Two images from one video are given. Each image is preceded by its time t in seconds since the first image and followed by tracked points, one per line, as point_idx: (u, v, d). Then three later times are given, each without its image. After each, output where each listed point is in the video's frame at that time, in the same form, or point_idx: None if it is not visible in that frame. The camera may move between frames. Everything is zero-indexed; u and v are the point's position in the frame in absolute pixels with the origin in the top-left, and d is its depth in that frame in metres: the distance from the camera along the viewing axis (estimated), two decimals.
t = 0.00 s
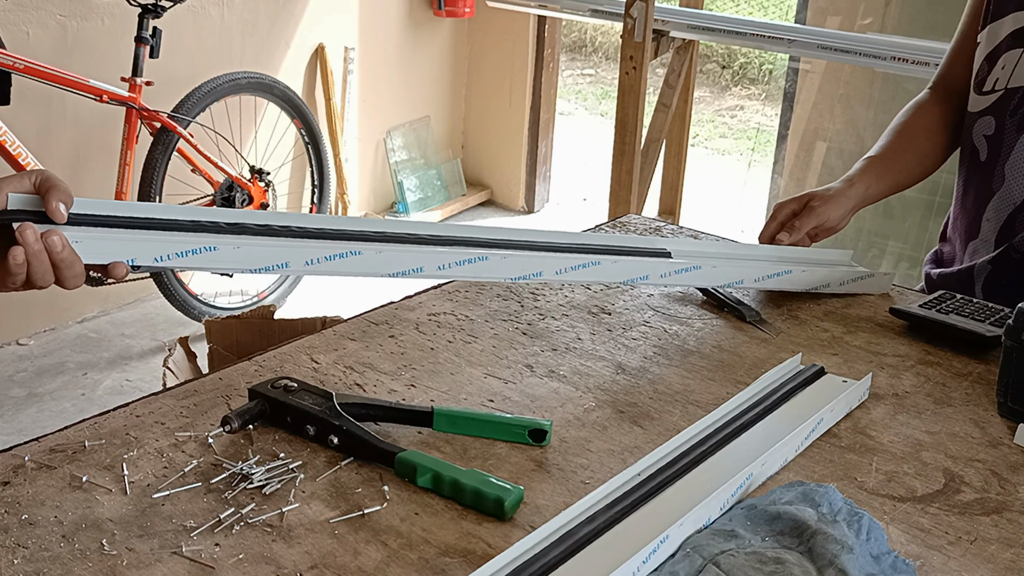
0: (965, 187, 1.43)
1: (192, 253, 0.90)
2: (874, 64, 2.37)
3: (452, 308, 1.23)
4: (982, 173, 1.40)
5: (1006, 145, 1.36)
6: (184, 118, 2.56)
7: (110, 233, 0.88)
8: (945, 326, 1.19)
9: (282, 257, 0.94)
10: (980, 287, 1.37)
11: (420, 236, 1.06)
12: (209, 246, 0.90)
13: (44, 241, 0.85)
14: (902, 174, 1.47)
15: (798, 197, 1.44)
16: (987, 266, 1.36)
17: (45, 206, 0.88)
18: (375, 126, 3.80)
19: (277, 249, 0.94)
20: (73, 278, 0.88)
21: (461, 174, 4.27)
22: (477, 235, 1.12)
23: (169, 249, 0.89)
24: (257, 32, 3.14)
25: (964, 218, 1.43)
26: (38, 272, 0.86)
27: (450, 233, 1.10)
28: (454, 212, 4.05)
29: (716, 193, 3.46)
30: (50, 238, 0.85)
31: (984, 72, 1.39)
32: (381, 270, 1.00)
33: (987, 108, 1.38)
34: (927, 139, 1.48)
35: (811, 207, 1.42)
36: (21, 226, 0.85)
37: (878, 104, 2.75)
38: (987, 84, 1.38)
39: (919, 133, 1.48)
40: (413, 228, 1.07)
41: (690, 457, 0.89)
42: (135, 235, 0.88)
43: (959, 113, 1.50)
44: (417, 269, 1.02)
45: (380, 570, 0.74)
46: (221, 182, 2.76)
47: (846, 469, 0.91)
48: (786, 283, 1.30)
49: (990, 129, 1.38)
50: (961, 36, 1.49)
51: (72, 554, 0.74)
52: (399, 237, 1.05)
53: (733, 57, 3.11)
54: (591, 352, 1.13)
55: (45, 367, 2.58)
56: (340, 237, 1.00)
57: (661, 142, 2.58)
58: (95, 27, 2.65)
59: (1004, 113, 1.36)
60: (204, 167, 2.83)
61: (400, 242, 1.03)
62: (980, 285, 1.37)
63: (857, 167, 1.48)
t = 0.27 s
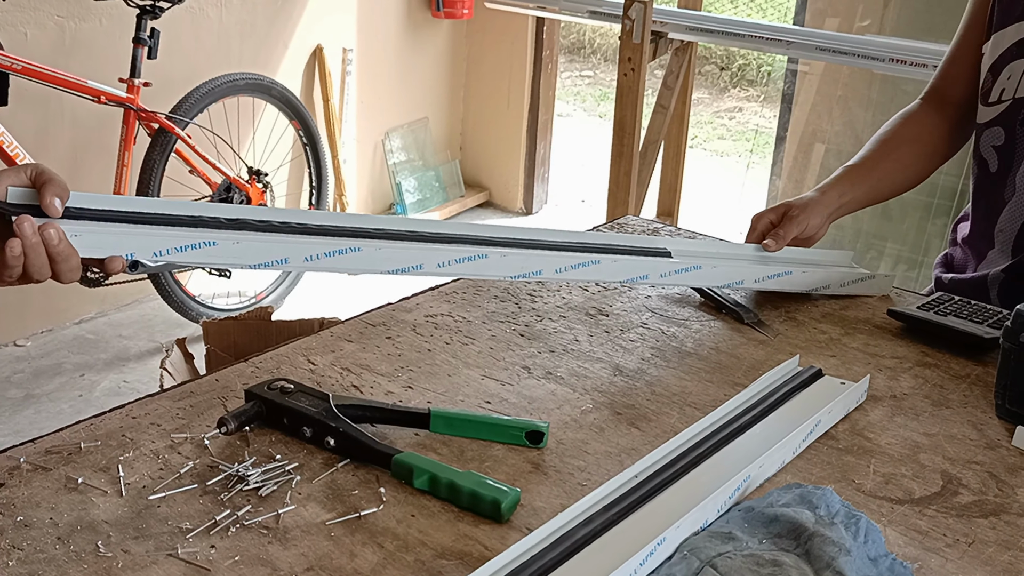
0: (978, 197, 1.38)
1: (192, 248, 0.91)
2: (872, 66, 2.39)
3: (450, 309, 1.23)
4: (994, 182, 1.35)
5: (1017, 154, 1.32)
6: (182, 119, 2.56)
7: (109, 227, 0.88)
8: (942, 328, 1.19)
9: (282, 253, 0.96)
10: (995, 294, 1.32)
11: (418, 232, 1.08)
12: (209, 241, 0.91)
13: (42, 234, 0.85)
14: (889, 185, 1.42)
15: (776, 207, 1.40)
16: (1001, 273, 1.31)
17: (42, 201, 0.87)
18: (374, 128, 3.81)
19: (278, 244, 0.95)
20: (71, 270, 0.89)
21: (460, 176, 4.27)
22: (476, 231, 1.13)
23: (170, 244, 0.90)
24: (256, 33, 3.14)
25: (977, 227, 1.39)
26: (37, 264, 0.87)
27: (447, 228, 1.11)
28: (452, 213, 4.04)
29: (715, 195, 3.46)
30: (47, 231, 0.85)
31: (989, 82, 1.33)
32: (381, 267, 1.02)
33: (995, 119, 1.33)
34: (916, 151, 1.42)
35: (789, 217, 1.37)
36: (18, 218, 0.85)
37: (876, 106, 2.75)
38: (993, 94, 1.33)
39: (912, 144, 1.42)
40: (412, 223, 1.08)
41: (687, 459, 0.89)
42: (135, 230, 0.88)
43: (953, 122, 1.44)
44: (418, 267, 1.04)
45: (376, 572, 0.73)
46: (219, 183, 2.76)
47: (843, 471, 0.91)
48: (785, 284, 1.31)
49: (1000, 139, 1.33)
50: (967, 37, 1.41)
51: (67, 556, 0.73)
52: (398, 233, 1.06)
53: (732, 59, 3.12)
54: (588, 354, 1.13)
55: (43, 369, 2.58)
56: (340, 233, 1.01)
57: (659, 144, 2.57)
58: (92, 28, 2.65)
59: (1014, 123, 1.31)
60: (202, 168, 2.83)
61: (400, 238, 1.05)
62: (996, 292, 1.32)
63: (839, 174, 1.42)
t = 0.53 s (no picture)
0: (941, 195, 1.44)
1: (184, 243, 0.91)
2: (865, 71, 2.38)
3: (444, 316, 1.23)
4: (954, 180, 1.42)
5: (976, 153, 1.38)
6: (178, 125, 2.56)
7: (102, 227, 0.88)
8: (936, 332, 1.19)
9: (274, 244, 0.95)
10: (960, 291, 1.39)
11: (407, 221, 1.07)
12: (202, 236, 0.91)
13: (36, 235, 0.85)
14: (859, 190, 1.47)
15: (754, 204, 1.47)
16: (965, 271, 1.38)
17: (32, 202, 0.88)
18: (370, 135, 3.81)
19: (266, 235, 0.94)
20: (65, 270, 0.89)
21: (456, 181, 4.27)
22: (465, 218, 1.13)
23: (164, 239, 0.90)
24: (252, 39, 3.14)
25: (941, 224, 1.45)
26: (31, 266, 0.87)
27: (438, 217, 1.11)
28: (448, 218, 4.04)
29: (711, 200, 3.47)
30: (41, 232, 0.85)
31: (945, 89, 1.40)
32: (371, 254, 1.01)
33: (956, 123, 1.39)
34: (882, 157, 1.48)
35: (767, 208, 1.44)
36: (11, 220, 0.85)
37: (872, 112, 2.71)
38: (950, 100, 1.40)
39: (876, 153, 1.49)
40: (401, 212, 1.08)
41: (681, 465, 0.89)
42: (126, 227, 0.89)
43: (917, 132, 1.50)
44: (408, 253, 1.03)
45: None
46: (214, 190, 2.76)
47: (837, 476, 0.91)
48: (773, 254, 1.30)
49: (962, 143, 1.39)
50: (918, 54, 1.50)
51: (61, 564, 0.73)
52: (388, 223, 1.06)
53: (727, 64, 3.17)
54: (583, 359, 1.13)
55: (39, 376, 2.57)
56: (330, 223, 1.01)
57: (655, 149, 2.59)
58: (89, 35, 2.65)
59: (975, 125, 1.38)
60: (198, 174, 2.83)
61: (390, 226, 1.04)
62: (960, 289, 1.39)
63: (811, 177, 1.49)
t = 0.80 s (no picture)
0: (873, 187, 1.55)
1: (185, 242, 0.89)
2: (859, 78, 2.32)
3: (440, 321, 1.24)
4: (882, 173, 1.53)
5: (899, 146, 1.49)
6: (174, 131, 2.56)
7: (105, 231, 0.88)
8: (929, 336, 1.19)
9: (274, 239, 0.93)
10: (893, 278, 1.49)
11: (403, 210, 1.05)
12: (201, 234, 0.90)
13: (36, 241, 0.84)
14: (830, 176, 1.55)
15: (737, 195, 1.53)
16: (896, 258, 1.49)
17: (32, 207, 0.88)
18: (366, 140, 3.81)
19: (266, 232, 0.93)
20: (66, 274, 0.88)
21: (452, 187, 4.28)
22: (463, 206, 1.10)
23: (161, 240, 0.88)
24: (248, 45, 3.15)
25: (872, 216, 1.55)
26: (32, 270, 0.86)
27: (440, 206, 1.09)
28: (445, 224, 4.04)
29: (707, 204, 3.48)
30: (42, 238, 0.84)
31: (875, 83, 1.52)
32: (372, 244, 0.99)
33: (882, 117, 1.51)
34: (843, 148, 1.58)
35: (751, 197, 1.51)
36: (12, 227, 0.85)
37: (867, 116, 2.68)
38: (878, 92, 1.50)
39: (836, 144, 1.59)
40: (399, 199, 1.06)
41: (676, 469, 0.89)
42: (126, 228, 0.88)
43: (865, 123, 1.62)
44: (407, 241, 1.00)
45: None
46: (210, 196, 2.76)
47: (831, 481, 0.92)
48: (770, 226, 1.24)
49: (886, 135, 1.51)
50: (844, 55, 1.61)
51: (56, 571, 0.73)
52: (385, 212, 1.03)
53: (723, 68, 3.16)
54: (578, 365, 1.14)
55: (35, 382, 2.57)
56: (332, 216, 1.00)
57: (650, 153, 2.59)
58: (84, 41, 2.65)
59: (897, 117, 1.49)
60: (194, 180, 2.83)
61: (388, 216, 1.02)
62: (893, 276, 1.50)
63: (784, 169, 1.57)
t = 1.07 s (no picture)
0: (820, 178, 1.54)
1: (192, 220, 0.88)
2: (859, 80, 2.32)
3: (439, 325, 1.24)
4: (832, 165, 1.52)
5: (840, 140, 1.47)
6: (174, 136, 2.56)
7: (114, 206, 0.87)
8: (928, 339, 1.20)
9: (278, 217, 0.92)
10: (840, 267, 1.52)
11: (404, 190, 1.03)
12: (209, 212, 0.89)
13: (53, 217, 0.83)
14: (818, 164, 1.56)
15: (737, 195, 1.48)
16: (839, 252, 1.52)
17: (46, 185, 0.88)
18: (366, 144, 3.82)
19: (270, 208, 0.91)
20: (82, 254, 0.87)
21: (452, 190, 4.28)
22: (462, 187, 1.09)
23: (172, 218, 0.87)
24: (247, 50, 3.16)
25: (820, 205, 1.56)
26: (48, 249, 0.85)
27: (441, 186, 1.07)
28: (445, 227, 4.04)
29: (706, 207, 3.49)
30: (59, 214, 0.83)
31: (825, 80, 1.52)
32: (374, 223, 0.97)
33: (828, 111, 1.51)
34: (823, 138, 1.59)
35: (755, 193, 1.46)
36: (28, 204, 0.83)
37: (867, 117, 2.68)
38: (828, 90, 1.51)
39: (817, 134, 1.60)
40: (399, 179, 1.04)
41: (675, 472, 0.90)
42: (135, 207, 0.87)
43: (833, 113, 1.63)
44: (408, 221, 0.99)
45: None
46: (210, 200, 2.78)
47: (831, 483, 0.92)
48: (755, 208, 1.22)
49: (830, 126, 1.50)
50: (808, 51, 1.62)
51: None
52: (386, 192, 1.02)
53: (722, 71, 3.16)
54: (578, 368, 1.14)
55: (36, 387, 2.57)
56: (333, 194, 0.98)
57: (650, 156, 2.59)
58: (84, 46, 2.66)
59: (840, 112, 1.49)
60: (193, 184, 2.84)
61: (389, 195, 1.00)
62: (840, 266, 1.52)
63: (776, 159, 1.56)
